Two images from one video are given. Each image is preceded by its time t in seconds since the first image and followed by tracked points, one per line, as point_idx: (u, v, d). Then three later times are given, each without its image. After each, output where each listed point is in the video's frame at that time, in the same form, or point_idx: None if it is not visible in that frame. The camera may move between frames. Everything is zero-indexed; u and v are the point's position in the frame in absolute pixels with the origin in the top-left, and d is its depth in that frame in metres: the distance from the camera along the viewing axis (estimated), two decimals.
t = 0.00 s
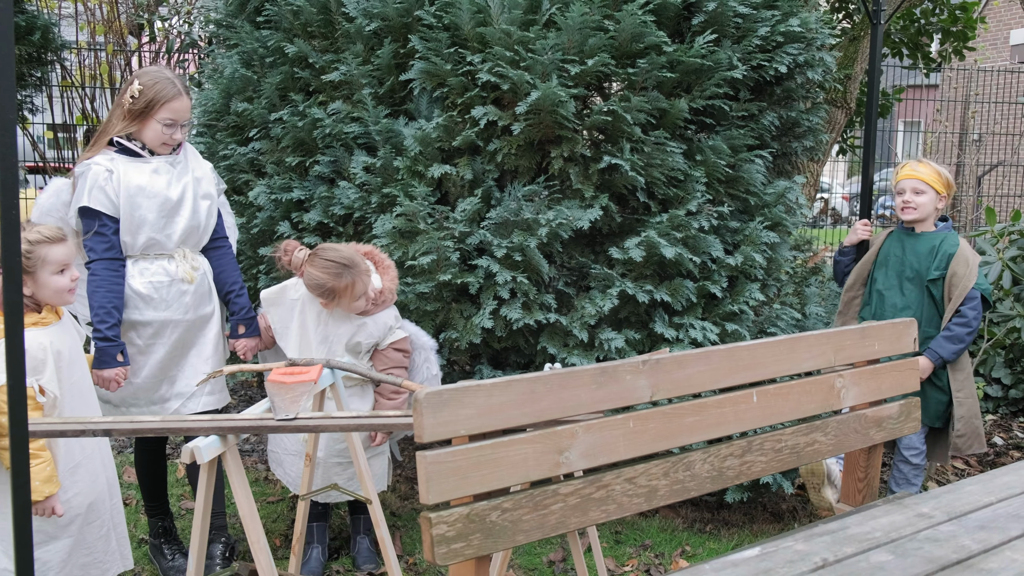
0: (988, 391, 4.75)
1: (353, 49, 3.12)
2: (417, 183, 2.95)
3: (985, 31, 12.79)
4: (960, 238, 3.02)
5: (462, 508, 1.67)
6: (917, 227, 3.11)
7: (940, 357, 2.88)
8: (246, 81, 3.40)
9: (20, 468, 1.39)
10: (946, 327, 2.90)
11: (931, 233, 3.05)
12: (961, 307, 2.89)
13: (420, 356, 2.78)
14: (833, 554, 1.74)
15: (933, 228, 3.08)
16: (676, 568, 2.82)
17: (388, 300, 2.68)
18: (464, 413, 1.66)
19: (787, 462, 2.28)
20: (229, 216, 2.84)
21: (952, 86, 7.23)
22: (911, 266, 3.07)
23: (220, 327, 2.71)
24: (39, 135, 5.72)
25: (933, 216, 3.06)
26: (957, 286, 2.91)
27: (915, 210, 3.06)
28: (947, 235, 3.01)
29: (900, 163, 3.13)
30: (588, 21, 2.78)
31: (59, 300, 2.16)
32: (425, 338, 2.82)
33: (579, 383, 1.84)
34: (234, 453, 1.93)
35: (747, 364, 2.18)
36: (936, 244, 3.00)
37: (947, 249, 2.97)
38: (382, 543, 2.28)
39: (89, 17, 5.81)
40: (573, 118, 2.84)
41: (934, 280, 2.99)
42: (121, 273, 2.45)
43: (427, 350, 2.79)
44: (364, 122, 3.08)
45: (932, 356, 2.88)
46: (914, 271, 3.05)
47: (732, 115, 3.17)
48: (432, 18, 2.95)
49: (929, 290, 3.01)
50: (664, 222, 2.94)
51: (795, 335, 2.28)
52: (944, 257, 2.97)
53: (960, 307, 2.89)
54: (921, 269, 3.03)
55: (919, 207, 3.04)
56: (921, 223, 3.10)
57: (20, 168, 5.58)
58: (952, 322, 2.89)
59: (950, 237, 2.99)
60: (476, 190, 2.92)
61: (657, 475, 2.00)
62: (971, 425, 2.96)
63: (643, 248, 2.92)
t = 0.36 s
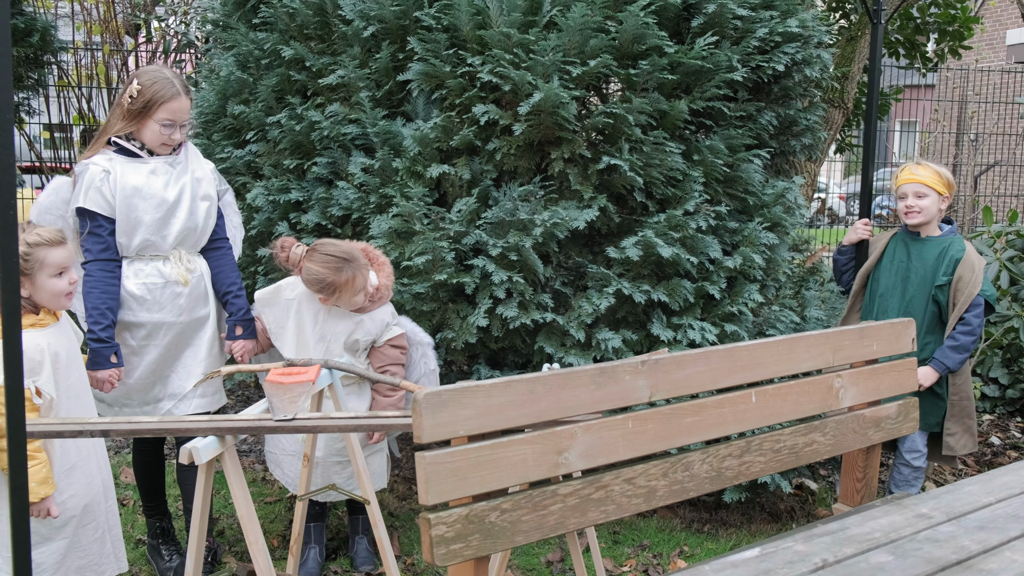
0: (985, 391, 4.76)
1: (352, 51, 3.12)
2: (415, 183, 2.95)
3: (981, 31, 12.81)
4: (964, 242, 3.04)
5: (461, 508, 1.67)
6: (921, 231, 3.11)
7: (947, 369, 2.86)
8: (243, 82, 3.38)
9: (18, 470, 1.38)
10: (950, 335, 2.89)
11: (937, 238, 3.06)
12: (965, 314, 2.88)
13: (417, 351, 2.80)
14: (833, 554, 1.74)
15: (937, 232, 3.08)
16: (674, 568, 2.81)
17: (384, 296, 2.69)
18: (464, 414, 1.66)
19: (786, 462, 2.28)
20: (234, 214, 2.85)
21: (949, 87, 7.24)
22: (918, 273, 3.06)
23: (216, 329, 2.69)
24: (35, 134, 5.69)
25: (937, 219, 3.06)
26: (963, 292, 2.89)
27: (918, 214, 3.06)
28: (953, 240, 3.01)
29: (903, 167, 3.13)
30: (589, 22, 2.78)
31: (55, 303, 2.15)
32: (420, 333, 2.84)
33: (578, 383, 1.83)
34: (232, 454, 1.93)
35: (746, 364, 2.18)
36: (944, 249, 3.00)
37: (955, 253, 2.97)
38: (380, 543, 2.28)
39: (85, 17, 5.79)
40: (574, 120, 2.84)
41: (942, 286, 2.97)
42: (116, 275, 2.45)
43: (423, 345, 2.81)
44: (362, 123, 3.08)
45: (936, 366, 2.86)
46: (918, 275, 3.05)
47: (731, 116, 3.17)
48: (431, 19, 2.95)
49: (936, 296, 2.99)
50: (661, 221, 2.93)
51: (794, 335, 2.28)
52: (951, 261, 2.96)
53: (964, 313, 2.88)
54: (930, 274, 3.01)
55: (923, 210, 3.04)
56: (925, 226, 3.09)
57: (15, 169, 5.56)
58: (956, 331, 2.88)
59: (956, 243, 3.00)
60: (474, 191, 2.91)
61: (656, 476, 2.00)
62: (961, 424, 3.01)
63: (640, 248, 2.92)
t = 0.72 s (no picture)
0: (985, 391, 4.77)
1: (352, 51, 3.11)
2: (415, 183, 2.94)
3: (980, 31, 12.82)
4: (965, 242, 3.03)
5: (462, 508, 1.67)
6: (924, 229, 3.12)
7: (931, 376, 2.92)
8: (244, 81, 3.38)
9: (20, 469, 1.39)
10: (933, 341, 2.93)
11: (936, 237, 3.07)
12: (949, 318, 2.93)
13: (417, 346, 2.77)
14: (835, 554, 1.74)
15: (942, 231, 3.09)
16: (675, 567, 2.81)
17: (384, 289, 2.70)
18: (465, 413, 1.66)
19: (787, 462, 2.28)
20: (229, 211, 2.82)
21: (948, 87, 7.25)
22: (912, 272, 3.09)
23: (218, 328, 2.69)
24: (34, 134, 5.66)
25: (942, 216, 3.07)
26: (953, 292, 2.94)
27: (924, 210, 3.06)
28: (951, 240, 3.02)
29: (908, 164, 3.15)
30: (584, 23, 2.78)
31: (56, 303, 2.15)
32: (420, 326, 2.79)
33: (579, 383, 1.83)
34: (233, 454, 1.93)
35: (747, 364, 2.18)
36: (938, 250, 3.02)
37: (950, 255, 2.98)
38: (381, 543, 2.28)
39: (84, 17, 5.79)
40: (570, 121, 2.83)
41: (931, 287, 3.01)
42: (118, 275, 2.44)
43: (423, 339, 2.78)
44: (363, 123, 3.08)
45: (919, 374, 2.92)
46: (912, 275, 3.08)
47: (731, 117, 3.17)
48: (431, 19, 2.95)
49: (924, 297, 3.03)
50: (663, 220, 2.93)
51: (794, 335, 2.27)
52: (943, 262, 2.99)
53: (949, 317, 2.93)
54: (921, 274, 3.05)
55: (928, 207, 3.05)
56: (930, 224, 3.10)
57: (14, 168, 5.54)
58: (940, 337, 2.93)
59: (955, 243, 3.00)
60: (474, 190, 2.91)
61: (657, 476, 2.00)
62: (955, 428, 3.03)
63: (642, 247, 2.91)
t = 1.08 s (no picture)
0: (986, 391, 4.77)
1: (353, 50, 3.11)
2: (416, 182, 2.94)
3: (980, 30, 12.82)
4: (964, 246, 3.01)
5: (466, 509, 1.66)
6: (925, 230, 3.13)
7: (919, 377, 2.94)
8: (245, 81, 3.38)
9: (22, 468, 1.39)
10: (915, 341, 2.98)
11: (933, 238, 3.07)
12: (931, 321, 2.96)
13: (418, 345, 2.75)
14: (839, 554, 1.74)
15: (943, 232, 3.09)
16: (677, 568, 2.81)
17: (384, 287, 2.69)
18: (468, 414, 1.66)
19: (789, 462, 2.28)
20: (235, 212, 2.82)
21: (948, 87, 7.25)
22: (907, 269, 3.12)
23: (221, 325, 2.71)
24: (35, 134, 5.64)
25: (943, 218, 3.07)
26: (941, 293, 2.96)
27: (923, 212, 3.08)
28: (949, 243, 3.01)
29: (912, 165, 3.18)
30: (584, 21, 2.78)
31: (45, 301, 2.12)
32: (421, 326, 2.77)
33: (583, 383, 1.83)
34: (235, 455, 1.92)
35: (750, 364, 2.17)
36: (933, 250, 3.03)
37: (943, 257, 2.99)
38: (382, 544, 2.28)
39: (85, 17, 5.78)
40: (571, 118, 2.83)
41: (920, 286, 3.04)
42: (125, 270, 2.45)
43: (423, 339, 2.76)
44: (364, 122, 3.07)
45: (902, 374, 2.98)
46: (907, 274, 3.11)
47: (732, 116, 3.17)
48: (430, 19, 2.94)
49: (913, 297, 3.07)
50: (663, 220, 2.93)
51: (797, 335, 2.27)
52: (935, 265, 3.00)
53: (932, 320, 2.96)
54: (913, 272, 3.08)
55: (928, 208, 3.06)
56: (931, 225, 3.11)
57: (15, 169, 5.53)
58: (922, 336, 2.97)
59: (952, 246, 3.00)
60: (476, 189, 2.91)
61: (660, 476, 1.99)
62: (948, 430, 3.02)
63: (642, 247, 2.91)
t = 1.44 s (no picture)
0: (988, 391, 4.77)
1: (355, 51, 3.10)
2: (418, 182, 2.93)
3: (982, 30, 12.80)
4: (959, 242, 3.00)
5: (469, 510, 1.66)
6: (921, 228, 3.13)
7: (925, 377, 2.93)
8: (247, 82, 3.37)
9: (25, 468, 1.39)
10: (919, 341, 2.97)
11: (928, 236, 3.08)
12: (935, 322, 2.95)
13: (419, 342, 2.75)
14: (844, 555, 1.73)
15: (939, 229, 3.09)
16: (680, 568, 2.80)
17: (380, 281, 2.70)
18: (472, 414, 1.65)
19: (793, 462, 2.27)
20: (238, 222, 2.81)
21: (950, 87, 7.24)
22: (905, 268, 3.12)
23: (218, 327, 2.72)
24: (35, 134, 5.63)
25: (938, 217, 3.07)
26: (939, 292, 2.96)
27: (917, 211, 3.08)
28: (943, 239, 3.01)
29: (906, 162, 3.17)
30: (587, 21, 2.77)
31: (46, 302, 2.12)
32: (420, 323, 2.77)
33: (586, 384, 1.83)
34: (238, 455, 1.92)
35: (754, 364, 2.17)
36: (927, 248, 3.04)
37: (938, 254, 2.99)
38: (385, 544, 2.27)
39: (86, 16, 5.77)
40: (573, 118, 2.83)
41: (918, 285, 3.04)
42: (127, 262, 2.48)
43: (423, 335, 2.75)
44: (366, 123, 3.07)
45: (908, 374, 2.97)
46: (905, 274, 3.11)
47: (733, 115, 3.16)
48: (432, 20, 2.94)
49: (913, 296, 3.07)
50: (664, 219, 2.92)
51: (800, 335, 2.27)
52: (931, 263, 3.00)
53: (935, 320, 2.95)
54: (911, 271, 3.09)
55: (921, 207, 3.06)
56: (925, 223, 3.11)
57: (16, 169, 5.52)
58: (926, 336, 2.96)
59: (945, 242, 3.00)
60: (476, 189, 2.90)
61: (663, 476, 1.99)
62: (962, 426, 2.98)
63: (643, 246, 2.90)
